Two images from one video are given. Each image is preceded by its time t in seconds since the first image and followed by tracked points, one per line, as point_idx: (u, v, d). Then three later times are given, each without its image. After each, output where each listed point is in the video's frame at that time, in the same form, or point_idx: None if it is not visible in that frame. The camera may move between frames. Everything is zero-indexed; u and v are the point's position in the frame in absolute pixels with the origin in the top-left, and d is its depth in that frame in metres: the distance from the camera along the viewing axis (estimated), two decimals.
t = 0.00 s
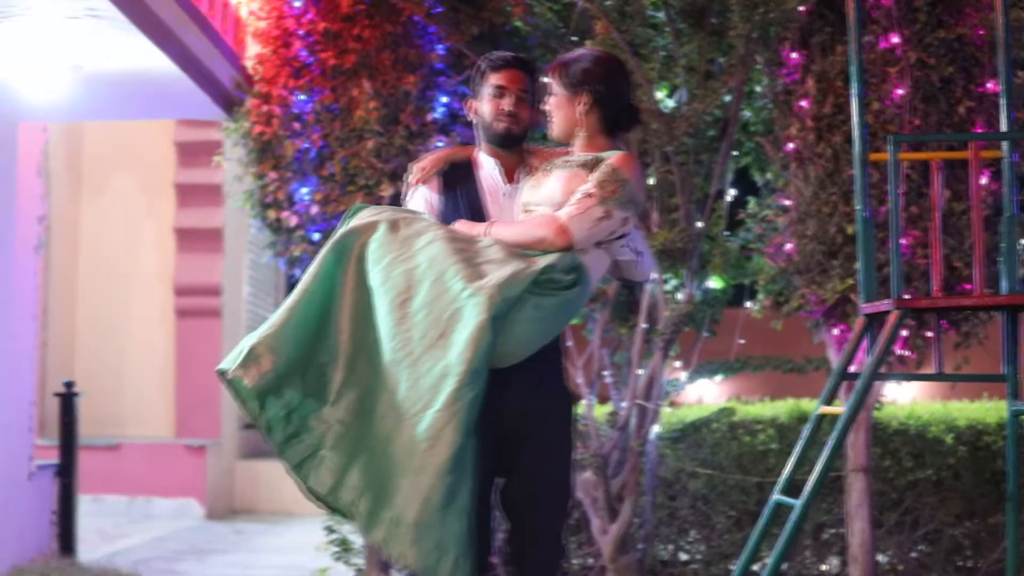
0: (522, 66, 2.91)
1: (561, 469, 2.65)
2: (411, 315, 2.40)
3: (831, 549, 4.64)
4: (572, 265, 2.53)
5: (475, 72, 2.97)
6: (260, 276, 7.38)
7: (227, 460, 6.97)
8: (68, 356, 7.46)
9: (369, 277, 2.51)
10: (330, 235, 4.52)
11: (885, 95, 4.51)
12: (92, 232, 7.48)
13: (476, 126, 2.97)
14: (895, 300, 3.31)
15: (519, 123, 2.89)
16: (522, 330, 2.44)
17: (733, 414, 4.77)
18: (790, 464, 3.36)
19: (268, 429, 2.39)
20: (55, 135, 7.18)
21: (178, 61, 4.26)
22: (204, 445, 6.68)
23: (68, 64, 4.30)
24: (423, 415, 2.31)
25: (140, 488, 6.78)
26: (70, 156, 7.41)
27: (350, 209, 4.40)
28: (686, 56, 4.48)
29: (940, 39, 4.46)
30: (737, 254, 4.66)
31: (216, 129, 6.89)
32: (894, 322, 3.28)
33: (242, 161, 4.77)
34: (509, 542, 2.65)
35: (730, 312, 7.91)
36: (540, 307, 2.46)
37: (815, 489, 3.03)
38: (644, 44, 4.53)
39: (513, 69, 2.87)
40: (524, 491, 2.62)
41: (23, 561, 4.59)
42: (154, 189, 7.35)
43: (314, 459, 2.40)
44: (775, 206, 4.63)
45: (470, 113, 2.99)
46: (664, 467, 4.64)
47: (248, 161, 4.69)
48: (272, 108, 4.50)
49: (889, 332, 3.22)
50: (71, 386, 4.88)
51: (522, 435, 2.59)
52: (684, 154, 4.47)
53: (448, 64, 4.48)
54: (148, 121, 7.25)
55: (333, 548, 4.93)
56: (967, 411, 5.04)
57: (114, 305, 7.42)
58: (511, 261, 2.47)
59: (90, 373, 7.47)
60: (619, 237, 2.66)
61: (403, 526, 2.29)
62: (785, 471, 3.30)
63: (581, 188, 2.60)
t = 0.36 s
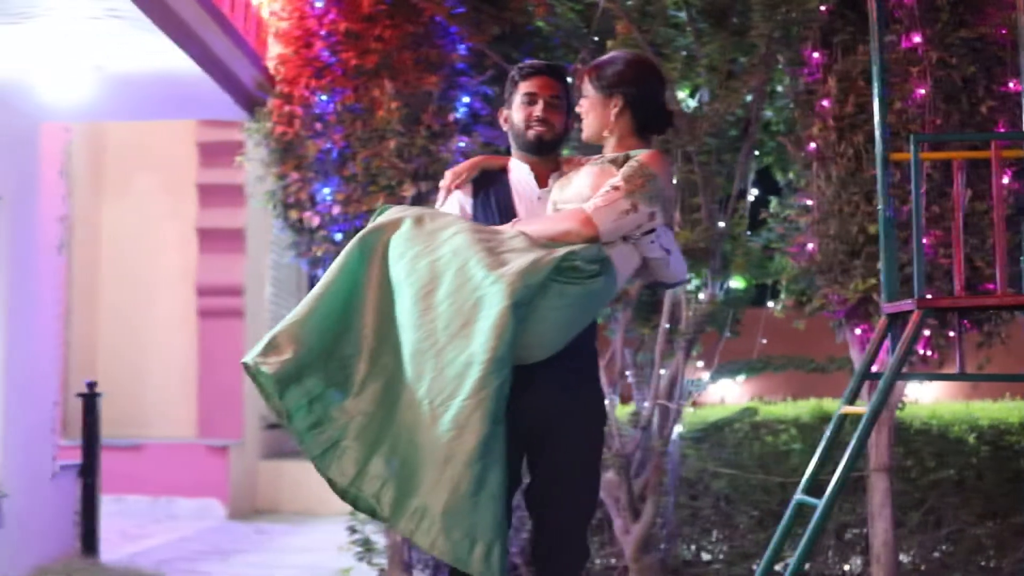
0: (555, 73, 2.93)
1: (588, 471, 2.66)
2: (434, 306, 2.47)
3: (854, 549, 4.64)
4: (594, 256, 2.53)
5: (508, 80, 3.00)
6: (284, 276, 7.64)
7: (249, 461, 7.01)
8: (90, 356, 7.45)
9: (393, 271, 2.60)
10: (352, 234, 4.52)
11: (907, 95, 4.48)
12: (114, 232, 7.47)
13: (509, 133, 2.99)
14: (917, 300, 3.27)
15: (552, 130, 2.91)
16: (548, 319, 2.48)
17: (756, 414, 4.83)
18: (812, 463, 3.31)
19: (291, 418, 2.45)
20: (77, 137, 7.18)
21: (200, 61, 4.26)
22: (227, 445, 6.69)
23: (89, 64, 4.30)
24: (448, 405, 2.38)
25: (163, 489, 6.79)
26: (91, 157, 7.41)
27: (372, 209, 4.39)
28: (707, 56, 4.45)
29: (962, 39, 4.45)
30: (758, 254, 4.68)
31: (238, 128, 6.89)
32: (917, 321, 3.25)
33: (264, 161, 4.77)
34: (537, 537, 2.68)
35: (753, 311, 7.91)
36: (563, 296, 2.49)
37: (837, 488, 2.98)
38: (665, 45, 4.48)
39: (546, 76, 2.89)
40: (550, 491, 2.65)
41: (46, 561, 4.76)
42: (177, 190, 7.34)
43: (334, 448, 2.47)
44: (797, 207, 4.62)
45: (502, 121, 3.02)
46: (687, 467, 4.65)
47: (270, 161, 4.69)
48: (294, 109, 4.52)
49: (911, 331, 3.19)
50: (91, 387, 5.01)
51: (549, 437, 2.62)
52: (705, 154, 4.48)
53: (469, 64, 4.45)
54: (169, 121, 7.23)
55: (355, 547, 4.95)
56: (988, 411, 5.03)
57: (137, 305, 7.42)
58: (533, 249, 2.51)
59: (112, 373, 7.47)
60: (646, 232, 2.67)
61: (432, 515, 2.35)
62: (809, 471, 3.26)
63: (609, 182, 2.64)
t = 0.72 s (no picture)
0: (580, 75, 2.91)
1: (608, 468, 2.64)
2: (452, 298, 2.41)
3: (871, 549, 4.66)
4: (613, 248, 2.46)
5: (534, 83, 2.99)
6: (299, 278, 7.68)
7: (265, 461, 7.00)
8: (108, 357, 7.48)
9: (415, 266, 2.54)
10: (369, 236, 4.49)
11: (924, 93, 4.46)
12: (133, 232, 7.52)
13: (536, 136, 2.99)
14: (935, 300, 3.26)
15: (581, 132, 2.90)
16: (564, 313, 2.43)
17: (773, 415, 4.84)
18: (830, 464, 3.29)
19: (309, 411, 2.42)
20: (94, 138, 7.24)
21: (217, 60, 4.25)
22: (243, 446, 6.70)
23: (106, 65, 4.29)
24: (462, 398, 2.30)
25: (180, 489, 6.84)
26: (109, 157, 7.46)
27: (389, 210, 4.38)
28: (725, 56, 4.45)
29: (979, 38, 4.45)
30: (776, 254, 4.70)
31: (257, 128, 6.94)
32: (934, 321, 3.24)
33: (282, 161, 4.78)
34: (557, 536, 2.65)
35: (769, 312, 7.92)
36: (581, 287, 2.44)
37: (854, 488, 2.92)
38: (683, 45, 4.47)
39: (572, 78, 2.88)
40: (570, 485, 2.61)
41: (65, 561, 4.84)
42: (195, 190, 7.37)
43: (354, 442, 2.42)
44: (815, 206, 4.62)
45: (529, 125, 3.01)
46: (703, 467, 4.70)
47: (288, 162, 4.69)
48: (312, 109, 4.51)
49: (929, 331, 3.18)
50: (111, 387, 5.07)
51: (574, 430, 2.58)
52: (723, 155, 4.48)
53: (486, 64, 4.47)
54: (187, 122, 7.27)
55: (372, 548, 4.96)
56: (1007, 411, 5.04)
57: (155, 305, 7.46)
58: (551, 241, 2.44)
59: (130, 373, 7.49)
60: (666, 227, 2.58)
61: (443, 510, 2.27)
62: (826, 472, 3.25)
63: (629, 175, 2.57)
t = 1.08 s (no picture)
0: (601, 79, 2.91)
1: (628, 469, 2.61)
2: (465, 296, 2.38)
3: (886, 549, 4.68)
4: (628, 247, 2.43)
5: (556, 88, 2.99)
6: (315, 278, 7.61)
7: (281, 461, 7.04)
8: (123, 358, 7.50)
9: (429, 264, 2.51)
10: (384, 235, 4.50)
11: (939, 94, 4.41)
12: (147, 232, 7.55)
13: (556, 139, 2.97)
14: (951, 299, 3.18)
15: (602, 135, 2.89)
16: (580, 314, 2.40)
17: (788, 415, 4.93)
18: (844, 464, 3.19)
19: (318, 408, 2.41)
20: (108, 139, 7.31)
21: (234, 62, 4.22)
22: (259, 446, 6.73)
23: (123, 66, 4.25)
24: (474, 398, 2.28)
25: (195, 489, 6.85)
26: (123, 157, 7.51)
27: (404, 210, 4.39)
28: (739, 56, 4.47)
29: (994, 38, 4.37)
30: (791, 254, 4.71)
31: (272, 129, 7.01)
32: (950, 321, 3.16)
33: (297, 162, 4.78)
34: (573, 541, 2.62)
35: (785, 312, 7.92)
36: (594, 287, 2.39)
37: (868, 490, 2.87)
38: (698, 44, 4.49)
39: (595, 82, 2.88)
40: (590, 484, 2.58)
41: (80, 560, 4.87)
42: (209, 190, 7.42)
43: (365, 438, 2.40)
44: (831, 206, 4.63)
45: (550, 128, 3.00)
46: (718, 467, 4.78)
47: (303, 162, 4.70)
48: (327, 109, 4.52)
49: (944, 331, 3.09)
50: (126, 387, 5.14)
51: (593, 431, 2.56)
52: (738, 155, 4.49)
53: (501, 64, 4.47)
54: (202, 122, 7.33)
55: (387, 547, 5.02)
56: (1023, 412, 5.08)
57: (169, 305, 7.48)
58: (565, 240, 2.41)
59: (144, 374, 7.51)
60: (681, 227, 2.54)
61: (450, 507, 2.24)
62: (840, 471, 3.16)
63: (646, 175, 2.55)
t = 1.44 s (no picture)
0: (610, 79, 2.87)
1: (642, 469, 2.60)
2: (475, 299, 2.36)
3: (896, 549, 4.71)
4: (637, 247, 2.40)
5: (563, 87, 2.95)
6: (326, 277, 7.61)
7: (292, 461, 7.07)
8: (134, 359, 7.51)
9: (439, 268, 2.47)
10: (395, 235, 4.51)
11: (950, 93, 4.23)
12: (158, 232, 7.56)
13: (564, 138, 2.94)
14: (961, 300, 3.06)
15: (611, 135, 2.86)
16: (591, 314, 2.37)
17: (799, 415, 4.94)
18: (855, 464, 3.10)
19: (336, 415, 2.35)
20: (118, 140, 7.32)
21: (244, 63, 4.22)
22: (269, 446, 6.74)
23: (134, 66, 4.24)
24: (486, 399, 2.27)
25: (205, 489, 6.86)
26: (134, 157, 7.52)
27: (414, 209, 4.40)
28: (750, 56, 4.46)
29: (1006, 38, 4.20)
30: (801, 254, 4.70)
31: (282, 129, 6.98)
32: (960, 321, 3.06)
33: (308, 162, 4.79)
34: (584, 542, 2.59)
35: (795, 311, 7.92)
36: (604, 287, 2.37)
37: (880, 488, 2.80)
38: (708, 44, 4.49)
39: (603, 83, 2.85)
40: (604, 484, 2.57)
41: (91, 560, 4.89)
42: (219, 191, 7.43)
43: (380, 444, 2.36)
44: (841, 206, 4.62)
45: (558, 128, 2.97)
46: (728, 467, 4.84)
47: (314, 162, 4.71)
48: (337, 109, 4.52)
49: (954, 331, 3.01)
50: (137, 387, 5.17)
51: (607, 434, 2.54)
52: (749, 154, 4.53)
53: (511, 64, 4.43)
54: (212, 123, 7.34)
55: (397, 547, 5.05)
56: None
57: (180, 305, 7.49)
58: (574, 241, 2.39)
59: (155, 374, 7.52)
60: (690, 227, 2.49)
61: (460, 507, 2.23)
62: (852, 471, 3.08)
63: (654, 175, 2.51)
